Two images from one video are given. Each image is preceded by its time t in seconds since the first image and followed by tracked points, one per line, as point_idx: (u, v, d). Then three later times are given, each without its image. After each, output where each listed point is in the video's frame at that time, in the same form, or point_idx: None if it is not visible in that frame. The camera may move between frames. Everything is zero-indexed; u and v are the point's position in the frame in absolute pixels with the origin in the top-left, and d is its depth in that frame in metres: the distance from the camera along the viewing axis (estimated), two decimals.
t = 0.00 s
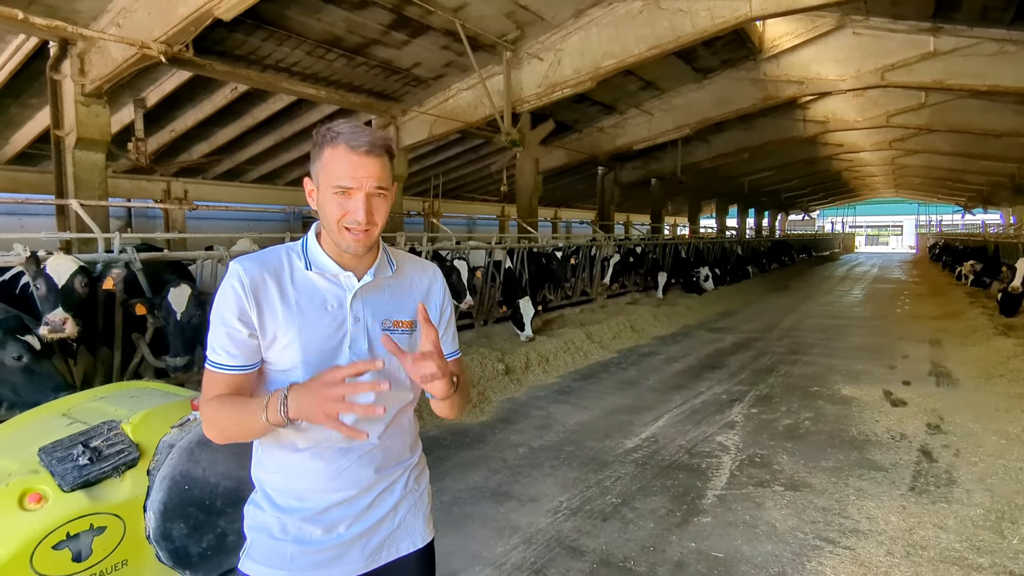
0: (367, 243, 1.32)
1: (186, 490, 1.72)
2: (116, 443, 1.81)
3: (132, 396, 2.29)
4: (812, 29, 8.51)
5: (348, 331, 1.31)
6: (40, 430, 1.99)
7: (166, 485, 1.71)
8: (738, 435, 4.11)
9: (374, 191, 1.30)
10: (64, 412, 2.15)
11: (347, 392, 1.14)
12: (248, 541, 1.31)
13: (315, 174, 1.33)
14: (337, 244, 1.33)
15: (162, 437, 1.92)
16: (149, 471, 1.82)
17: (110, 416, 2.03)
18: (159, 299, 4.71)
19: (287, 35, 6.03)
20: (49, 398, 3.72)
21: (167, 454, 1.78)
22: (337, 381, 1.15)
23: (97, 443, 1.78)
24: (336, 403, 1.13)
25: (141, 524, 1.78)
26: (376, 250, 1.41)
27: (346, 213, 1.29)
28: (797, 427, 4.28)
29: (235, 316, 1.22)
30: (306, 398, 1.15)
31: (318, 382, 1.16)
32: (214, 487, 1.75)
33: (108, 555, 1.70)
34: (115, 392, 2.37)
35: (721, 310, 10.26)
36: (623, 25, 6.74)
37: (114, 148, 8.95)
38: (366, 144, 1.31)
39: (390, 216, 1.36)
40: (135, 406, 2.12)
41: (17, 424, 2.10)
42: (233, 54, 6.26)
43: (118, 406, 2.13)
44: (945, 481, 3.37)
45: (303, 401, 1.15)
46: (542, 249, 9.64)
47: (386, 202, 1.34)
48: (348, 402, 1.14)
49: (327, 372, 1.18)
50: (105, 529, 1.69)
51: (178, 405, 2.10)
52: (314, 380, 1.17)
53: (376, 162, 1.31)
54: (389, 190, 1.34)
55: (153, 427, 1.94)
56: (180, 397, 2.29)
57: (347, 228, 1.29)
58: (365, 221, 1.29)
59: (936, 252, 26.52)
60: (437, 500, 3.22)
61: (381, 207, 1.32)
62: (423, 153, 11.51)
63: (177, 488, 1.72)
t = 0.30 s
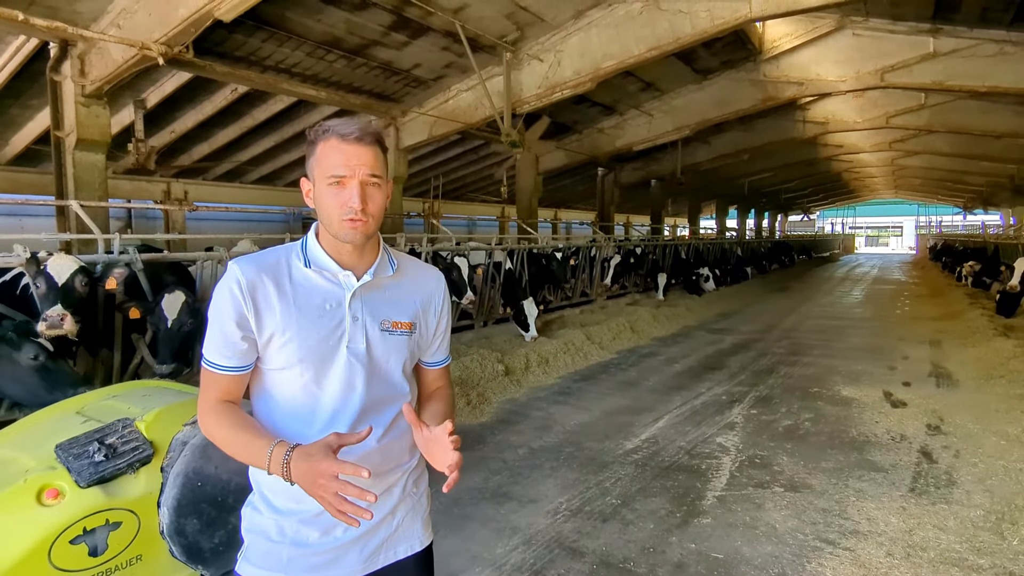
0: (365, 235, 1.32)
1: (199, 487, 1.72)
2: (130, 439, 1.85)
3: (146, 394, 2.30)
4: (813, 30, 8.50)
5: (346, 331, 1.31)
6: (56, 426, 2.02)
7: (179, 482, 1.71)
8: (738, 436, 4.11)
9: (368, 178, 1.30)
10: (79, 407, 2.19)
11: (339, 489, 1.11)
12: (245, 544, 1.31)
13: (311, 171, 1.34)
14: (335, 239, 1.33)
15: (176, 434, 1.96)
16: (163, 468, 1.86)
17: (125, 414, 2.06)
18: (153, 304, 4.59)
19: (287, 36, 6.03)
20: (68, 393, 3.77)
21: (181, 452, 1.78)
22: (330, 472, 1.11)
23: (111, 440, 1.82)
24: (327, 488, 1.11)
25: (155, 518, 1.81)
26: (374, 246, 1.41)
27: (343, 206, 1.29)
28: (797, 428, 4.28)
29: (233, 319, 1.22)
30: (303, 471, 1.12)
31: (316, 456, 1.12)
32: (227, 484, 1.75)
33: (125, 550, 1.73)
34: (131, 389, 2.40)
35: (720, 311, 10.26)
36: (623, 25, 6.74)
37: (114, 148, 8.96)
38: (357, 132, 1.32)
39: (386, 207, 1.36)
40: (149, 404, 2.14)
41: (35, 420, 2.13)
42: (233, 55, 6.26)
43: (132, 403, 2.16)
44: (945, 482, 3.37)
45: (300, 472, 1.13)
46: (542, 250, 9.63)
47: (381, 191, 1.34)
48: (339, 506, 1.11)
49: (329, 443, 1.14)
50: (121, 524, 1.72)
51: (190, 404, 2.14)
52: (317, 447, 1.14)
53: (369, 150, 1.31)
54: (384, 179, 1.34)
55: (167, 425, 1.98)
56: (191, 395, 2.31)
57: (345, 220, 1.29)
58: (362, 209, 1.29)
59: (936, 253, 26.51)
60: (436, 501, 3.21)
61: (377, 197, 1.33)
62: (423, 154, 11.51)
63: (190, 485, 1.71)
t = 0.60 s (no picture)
0: (368, 236, 1.32)
1: (211, 482, 1.75)
2: (142, 437, 2.07)
3: (155, 388, 2.48)
4: (813, 30, 8.50)
5: (346, 331, 1.31)
6: (71, 421, 2.22)
7: (192, 478, 1.75)
8: (738, 436, 4.12)
9: (371, 180, 1.30)
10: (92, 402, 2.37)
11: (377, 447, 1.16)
12: (245, 544, 1.31)
13: (312, 172, 1.33)
14: (337, 240, 1.33)
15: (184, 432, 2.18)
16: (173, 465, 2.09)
17: (134, 412, 2.25)
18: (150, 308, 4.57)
19: (287, 36, 6.04)
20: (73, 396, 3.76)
21: (193, 448, 1.82)
22: (364, 434, 1.16)
23: (126, 438, 2.03)
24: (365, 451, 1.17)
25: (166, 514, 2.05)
26: (374, 247, 1.41)
27: (346, 207, 1.29)
28: (797, 428, 4.28)
29: (234, 319, 1.22)
30: (340, 441, 1.17)
31: (345, 425, 1.17)
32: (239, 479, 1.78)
33: (139, 542, 1.98)
34: (140, 386, 2.57)
35: (720, 311, 10.26)
36: (623, 26, 6.75)
37: (115, 149, 8.97)
38: (361, 134, 1.32)
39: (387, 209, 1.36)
40: (159, 401, 2.32)
41: (51, 416, 2.32)
42: (233, 55, 6.27)
43: (141, 400, 2.35)
44: (945, 482, 3.37)
45: (335, 442, 1.18)
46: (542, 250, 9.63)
47: (384, 193, 1.34)
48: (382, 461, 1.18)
49: (355, 411, 1.19)
50: (135, 518, 1.96)
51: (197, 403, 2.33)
52: (344, 418, 1.19)
53: (372, 152, 1.32)
54: (386, 181, 1.35)
55: (176, 421, 2.18)
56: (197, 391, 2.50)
57: (346, 221, 1.29)
58: (365, 210, 1.29)
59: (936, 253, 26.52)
60: (436, 501, 3.21)
61: (379, 198, 1.33)
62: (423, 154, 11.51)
63: (202, 480, 1.75)
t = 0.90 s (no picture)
0: (370, 237, 1.33)
1: (224, 479, 1.76)
2: (157, 433, 2.04)
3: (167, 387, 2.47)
4: (813, 30, 8.50)
5: (347, 330, 1.31)
6: (85, 418, 2.20)
7: (205, 474, 1.77)
8: (738, 436, 4.12)
9: (375, 182, 1.31)
10: (105, 400, 2.35)
11: (379, 438, 1.17)
12: (247, 544, 1.31)
13: (314, 172, 1.34)
14: (338, 241, 1.33)
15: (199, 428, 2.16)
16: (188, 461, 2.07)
17: (147, 408, 2.23)
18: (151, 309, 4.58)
19: (287, 36, 6.04)
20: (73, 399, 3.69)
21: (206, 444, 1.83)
22: (363, 425, 1.17)
23: (141, 434, 2.01)
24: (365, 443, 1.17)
25: (181, 510, 2.04)
26: (375, 247, 1.41)
27: (349, 208, 1.29)
28: (797, 428, 4.28)
29: (235, 317, 1.22)
30: (341, 433, 1.18)
31: (348, 417, 1.19)
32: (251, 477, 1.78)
33: (153, 537, 1.97)
34: (152, 383, 2.55)
35: (721, 311, 10.26)
36: (623, 26, 6.75)
37: (115, 149, 8.97)
38: (365, 136, 1.32)
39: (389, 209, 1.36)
40: (172, 398, 2.31)
41: (62, 413, 2.30)
42: (233, 55, 6.27)
43: (155, 397, 2.34)
44: (945, 482, 3.38)
45: (336, 435, 1.19)
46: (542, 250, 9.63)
47: (386, 194, 1.35)
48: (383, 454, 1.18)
49: (356, 403, 1.21)
50: (150, 513, 1.94)
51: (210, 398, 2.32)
52: (346, 409, 1.20)
53: (375, 154, 1.32)
54: (388, 183, 1.35)
55: (190, 417, 2.16)
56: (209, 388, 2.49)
57: (350, 222, 1.30)
58: (369, 212, 1.30)
59: (936, 253, 26.53)
60: (436, 501, 3.21)
61: (382, 199, 1.34)
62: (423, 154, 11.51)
63: (215, 477, 1.76)
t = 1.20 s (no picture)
0: (372, 240, 1.33)
1: (237, 474, 1.78)
2: (171, 429, 2.08)
3: (179, 387, 2.52)
4: (813, 30, 8.50)
5: (348, 330, 1.31)
6: (100, 416, 2.25)
7: (217, 470, 1.77)
8: (738, 436, 4.12)
9: (376, 184, 1.31)
10: (119, 400, 2.41)
11: (381, 436, 1.17)
12: (248, 543, 1.31)
13: (315, 174, 1.34)
14: (339, 243, 1.33)
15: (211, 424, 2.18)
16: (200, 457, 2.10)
17: (161, 407, 2.27)
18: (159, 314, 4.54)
19: (287, 36, 6.04)
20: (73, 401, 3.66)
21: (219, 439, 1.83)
22: (365, 424, 1.17)
23: (155, 430, 2.04)
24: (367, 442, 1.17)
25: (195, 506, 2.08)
26: (376, 249, 1.41)
27: (350, 210, 1.29)
28: (798, 428, 4.28)
29: (236, 317, 1.22)
30: (341, 432, 1.18)
31: (348, 416, 1.19)
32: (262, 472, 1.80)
33: (167, 532, 2.00)
34: (165, 383, 2.60)
35: (721, 311, 10.26)
36: (623, 26, 6.75)
37: (115, 149, 8.96)
38: (366, 139, 1.32)
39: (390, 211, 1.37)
40: (184, 396, 2.36)
41: (79, 413, 2.35)
42: (233, 55, 6.27)
43: (168, 395, 2.39)
44: (946, 482, 3.38)
45: (337, 434, 1.19)
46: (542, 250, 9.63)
47: (387, 197, 1.35)
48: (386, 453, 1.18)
49: (357, 401, 1.21)
50: (164, 508, 1.97)
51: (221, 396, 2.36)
52: (347, 409, 1.20)
53: (376, 156, 1.32)
54: (389, 185, 1.36)
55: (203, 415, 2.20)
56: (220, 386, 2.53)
57: (352, 224, 1.30)
58: (370, 214, 1.30)
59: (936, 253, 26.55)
60: (437, 501, 3.21)
61: (383, 201, 1.34)
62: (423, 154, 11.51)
63: (227, 473, 1.77)
